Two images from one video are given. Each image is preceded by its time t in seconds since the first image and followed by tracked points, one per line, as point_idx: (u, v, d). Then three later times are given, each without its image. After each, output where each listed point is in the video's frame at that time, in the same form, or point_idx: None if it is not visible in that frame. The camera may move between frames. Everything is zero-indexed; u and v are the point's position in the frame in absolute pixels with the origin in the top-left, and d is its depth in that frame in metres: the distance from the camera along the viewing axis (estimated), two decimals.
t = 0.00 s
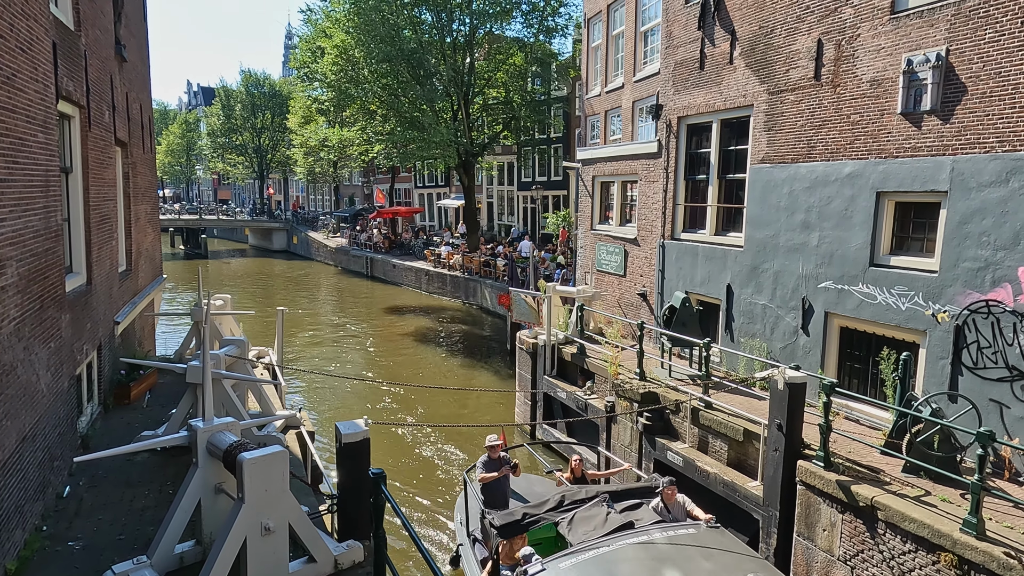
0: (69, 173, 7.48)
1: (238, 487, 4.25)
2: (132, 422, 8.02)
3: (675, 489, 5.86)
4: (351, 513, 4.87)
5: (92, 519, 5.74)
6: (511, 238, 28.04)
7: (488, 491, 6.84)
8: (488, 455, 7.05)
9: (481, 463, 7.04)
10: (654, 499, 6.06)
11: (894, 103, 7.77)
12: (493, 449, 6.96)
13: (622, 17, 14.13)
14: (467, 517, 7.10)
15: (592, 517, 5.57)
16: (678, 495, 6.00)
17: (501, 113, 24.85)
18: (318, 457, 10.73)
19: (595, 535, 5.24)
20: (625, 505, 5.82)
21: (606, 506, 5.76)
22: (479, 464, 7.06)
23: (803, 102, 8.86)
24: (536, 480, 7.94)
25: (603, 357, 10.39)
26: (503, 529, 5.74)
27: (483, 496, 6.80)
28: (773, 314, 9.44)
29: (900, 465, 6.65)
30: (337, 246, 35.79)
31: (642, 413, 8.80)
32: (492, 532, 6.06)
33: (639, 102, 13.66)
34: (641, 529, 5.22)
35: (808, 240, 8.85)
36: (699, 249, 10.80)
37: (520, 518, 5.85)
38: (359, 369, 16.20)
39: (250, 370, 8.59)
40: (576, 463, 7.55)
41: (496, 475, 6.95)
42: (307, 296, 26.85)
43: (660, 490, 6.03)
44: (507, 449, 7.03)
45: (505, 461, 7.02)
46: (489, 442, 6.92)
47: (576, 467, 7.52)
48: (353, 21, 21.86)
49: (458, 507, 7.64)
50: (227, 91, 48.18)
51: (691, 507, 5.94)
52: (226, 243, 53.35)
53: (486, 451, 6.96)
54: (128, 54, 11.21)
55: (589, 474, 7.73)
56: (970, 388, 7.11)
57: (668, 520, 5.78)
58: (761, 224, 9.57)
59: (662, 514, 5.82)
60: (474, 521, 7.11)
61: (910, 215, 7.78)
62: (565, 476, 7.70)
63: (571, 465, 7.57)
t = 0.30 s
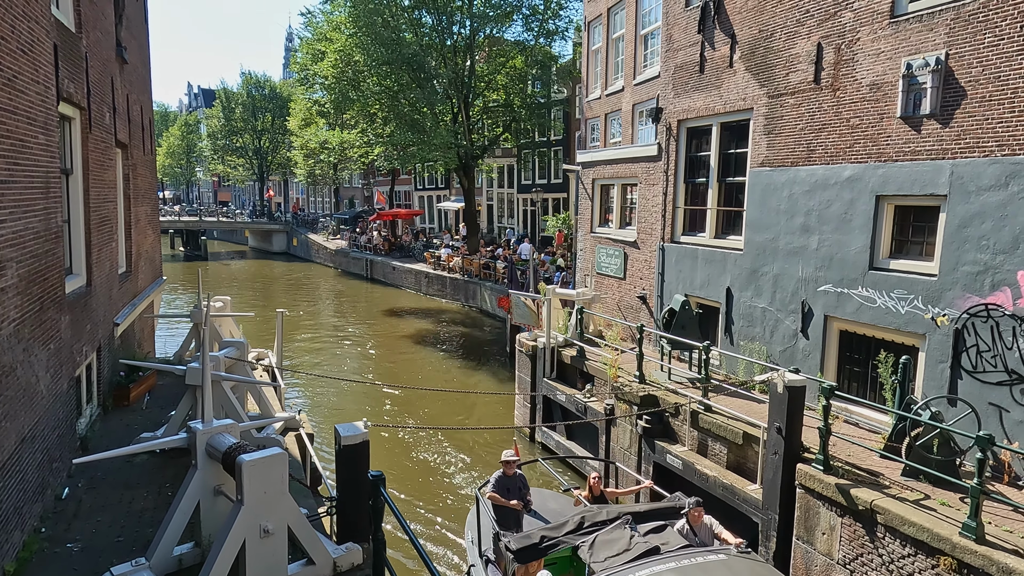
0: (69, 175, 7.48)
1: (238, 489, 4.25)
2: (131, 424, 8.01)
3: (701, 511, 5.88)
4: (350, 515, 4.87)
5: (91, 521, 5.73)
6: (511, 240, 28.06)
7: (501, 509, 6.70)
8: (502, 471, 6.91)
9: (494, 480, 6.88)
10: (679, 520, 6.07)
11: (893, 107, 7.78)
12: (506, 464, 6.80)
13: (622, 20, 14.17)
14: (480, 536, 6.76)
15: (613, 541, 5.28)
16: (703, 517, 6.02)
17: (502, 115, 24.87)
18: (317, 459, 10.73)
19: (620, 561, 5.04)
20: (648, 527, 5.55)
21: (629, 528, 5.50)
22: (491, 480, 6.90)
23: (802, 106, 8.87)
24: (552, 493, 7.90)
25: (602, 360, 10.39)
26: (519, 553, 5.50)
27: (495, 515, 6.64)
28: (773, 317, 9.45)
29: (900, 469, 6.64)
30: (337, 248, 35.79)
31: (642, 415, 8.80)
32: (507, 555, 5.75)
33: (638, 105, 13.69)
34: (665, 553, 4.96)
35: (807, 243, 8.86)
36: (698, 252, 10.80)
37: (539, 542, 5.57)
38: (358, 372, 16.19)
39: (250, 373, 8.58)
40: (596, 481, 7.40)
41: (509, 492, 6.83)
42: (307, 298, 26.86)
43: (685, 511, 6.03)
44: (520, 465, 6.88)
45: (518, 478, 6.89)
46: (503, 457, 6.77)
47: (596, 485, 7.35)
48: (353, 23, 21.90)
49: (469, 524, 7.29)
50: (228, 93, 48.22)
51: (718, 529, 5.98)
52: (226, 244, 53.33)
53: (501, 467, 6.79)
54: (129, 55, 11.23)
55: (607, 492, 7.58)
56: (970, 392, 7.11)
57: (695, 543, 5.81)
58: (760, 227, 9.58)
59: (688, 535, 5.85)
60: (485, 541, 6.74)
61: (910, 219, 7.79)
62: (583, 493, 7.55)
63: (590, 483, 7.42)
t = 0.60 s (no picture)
0: (70, 177, 7.49)
1: (237, 491, 4.26)
2: (130, 425, 8.00)
3: (727, 532, 5.62)
4: (349, 518, 4.86)
5: (90, 523, 5.73)
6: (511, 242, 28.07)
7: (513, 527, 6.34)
8: (516, 486, 6.59)
9: (507, 496, 6.55)
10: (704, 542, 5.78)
11: (893, 110, 7.79)
12: (521, 480, 6.48)
13: (623, 23, 14.19)
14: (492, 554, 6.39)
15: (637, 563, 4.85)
16: (730, 538, 5.75)
17: (502, 117, 24.87)
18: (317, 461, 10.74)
19: None
20: (672, 548, 5.29)
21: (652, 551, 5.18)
22: (503, 497, 6.56)
23: (802, 109, 8.88)
24: (568, 508, 7.69)
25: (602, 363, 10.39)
26: None
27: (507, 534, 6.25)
28: (772, 320, 9.45)
29: (900, 472, 6.64)
30: (337, 250, 35.79)
31: (641, 418, 8.80)
32: None
33: (639, 107, 13.70)
34: None
35: (807, 246, 8.86)
36: (699, 255, 10.80)
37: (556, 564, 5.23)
38: (358, 373, 16.18)
39: (250, 375, 8.58)
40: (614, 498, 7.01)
41: (521, 511, 6.49)
42: (307, 299, 26.85)
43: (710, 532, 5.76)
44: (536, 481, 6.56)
45: (532, 495, 6.57)
46: (519, 473, 6.45)
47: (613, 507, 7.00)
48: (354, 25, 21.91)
49: (480, 542, 7.06)
50: (228, 95, 48.25)
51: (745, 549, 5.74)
52: (226, 246, 53.31)
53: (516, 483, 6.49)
54: (130, 58, 11.25)
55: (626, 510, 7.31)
56: (969, 395, 7.11)
57: (722, 566, 5.53)
58: (760, 230, 9.59)
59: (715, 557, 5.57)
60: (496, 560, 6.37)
61: (909, 222, 7.80)
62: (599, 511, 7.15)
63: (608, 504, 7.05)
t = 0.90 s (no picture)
0: (72, 179, 7.52)
1: (238, 494, 4.26)
2: (130, 427, 8.01)
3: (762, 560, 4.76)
4: (349, 521, 4.86)
5: (90, 525, 5.72)
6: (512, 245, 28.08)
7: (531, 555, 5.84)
8: (532, 507, 6.05)
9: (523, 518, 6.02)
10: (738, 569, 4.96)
11: (894, 114, 7.79)
12: (539, 501, 5.94)
13: (624, 26, 14.21)
14: None
15: None
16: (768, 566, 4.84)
17: (503, 120, 24.88)
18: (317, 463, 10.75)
19: None
20: None
21: None
22: (519, 518, 6.03)
23: (803, 113, 8.89)
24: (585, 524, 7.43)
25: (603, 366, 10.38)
26: None
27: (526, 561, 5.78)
28: (773, 323, 9.45)
29: (900, 476, 6.63)
30: (338, 253, 35.80)
31: (642, 421, 8.81)
32: None
33: (640, 111, 13.71)
34: None
35: (807, 250, 8.87)
36: (699, 258, 10.81)
37: None
38: (359, 376, 16.18)
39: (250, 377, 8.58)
40: (637, 523, 6.48)
41: (539, 533, 5.95)
42: (308, 302, 26.87)
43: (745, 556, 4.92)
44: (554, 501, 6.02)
45: (550, 516, 6.02)
46: (536, 494, 5.91)
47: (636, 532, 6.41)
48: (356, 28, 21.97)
49: (492, 560, 6.62)
50: (230, 97, 48.34)
51: None
52: (227, 248, 53.35)
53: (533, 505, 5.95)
54: (132, 60, 11.29)
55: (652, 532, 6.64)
56: (969, 399, 7.10)
57: None
58: (761, 233, 9.60)
59: None
60: None
61: (910, 226, 7.80)
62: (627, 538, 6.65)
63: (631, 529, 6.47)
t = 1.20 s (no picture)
0: (74, 182, 7.55)
1: (238, 498, 4.25)
2: (132, 430, 8.02)
3: None
4: (350, 523, 4.85)
5: (90, 528, 5.73)
6: (514, 247, 28.10)
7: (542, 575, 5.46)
8: (550, 528, 5.74)
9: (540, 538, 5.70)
10: None
11: (895, 117, 7.79)
12: (556, 522, 5.61)
13: (625, 29, 14.24)
14: None
15: None
16: None
17: (504, 122, 24.89)
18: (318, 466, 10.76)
19: None
20: None
21: None
22: (535, 539, 5.69)
23: (804, 116, 8.89)
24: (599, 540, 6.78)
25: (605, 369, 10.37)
26: None
27: None
28: (775, 327, 9.44)
29: (902, 480, 6.62)
30: (340, 255, 35.83)
31: (643, 424, 8.80)
32: None
33: (641, 114, 13.73)
34: None
35: (809, 253, 8.86)
36: (701, 261, 10.80)
37: None
38: (360, 378, 16.19)
39: (252, 379, 8.58)
40: (659, 545, 6.15)
41: (554, 556, 5.62)
42: (309, 304, 26.91)
43: None
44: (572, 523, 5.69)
45: (569, 539, 5.71)
46: (553, 513, 5.58)
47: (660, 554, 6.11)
48: (358, 31, 22.04)
49: None
50: (232, 100, 48.45)
51: None
52: (229, 250, 53.45)
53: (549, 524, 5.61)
54: (134, 63, 11.31)
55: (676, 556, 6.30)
56: (972, 403, 7.08)
57: None
58: (762, 237, 9.60)
59: None
60: None
61: (912, 229, 7.78)
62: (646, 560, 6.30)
63: (653, 550, 6.17)
